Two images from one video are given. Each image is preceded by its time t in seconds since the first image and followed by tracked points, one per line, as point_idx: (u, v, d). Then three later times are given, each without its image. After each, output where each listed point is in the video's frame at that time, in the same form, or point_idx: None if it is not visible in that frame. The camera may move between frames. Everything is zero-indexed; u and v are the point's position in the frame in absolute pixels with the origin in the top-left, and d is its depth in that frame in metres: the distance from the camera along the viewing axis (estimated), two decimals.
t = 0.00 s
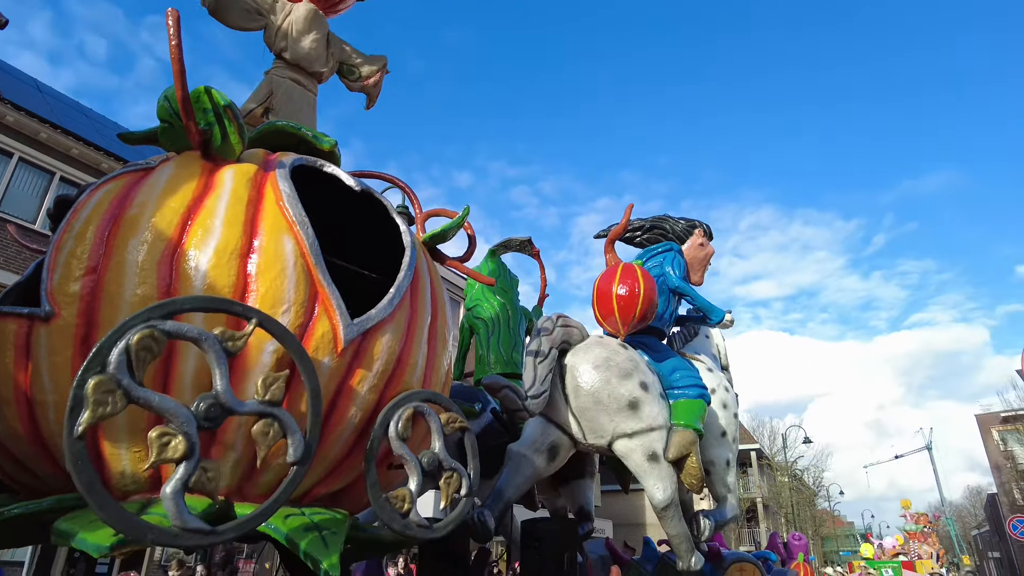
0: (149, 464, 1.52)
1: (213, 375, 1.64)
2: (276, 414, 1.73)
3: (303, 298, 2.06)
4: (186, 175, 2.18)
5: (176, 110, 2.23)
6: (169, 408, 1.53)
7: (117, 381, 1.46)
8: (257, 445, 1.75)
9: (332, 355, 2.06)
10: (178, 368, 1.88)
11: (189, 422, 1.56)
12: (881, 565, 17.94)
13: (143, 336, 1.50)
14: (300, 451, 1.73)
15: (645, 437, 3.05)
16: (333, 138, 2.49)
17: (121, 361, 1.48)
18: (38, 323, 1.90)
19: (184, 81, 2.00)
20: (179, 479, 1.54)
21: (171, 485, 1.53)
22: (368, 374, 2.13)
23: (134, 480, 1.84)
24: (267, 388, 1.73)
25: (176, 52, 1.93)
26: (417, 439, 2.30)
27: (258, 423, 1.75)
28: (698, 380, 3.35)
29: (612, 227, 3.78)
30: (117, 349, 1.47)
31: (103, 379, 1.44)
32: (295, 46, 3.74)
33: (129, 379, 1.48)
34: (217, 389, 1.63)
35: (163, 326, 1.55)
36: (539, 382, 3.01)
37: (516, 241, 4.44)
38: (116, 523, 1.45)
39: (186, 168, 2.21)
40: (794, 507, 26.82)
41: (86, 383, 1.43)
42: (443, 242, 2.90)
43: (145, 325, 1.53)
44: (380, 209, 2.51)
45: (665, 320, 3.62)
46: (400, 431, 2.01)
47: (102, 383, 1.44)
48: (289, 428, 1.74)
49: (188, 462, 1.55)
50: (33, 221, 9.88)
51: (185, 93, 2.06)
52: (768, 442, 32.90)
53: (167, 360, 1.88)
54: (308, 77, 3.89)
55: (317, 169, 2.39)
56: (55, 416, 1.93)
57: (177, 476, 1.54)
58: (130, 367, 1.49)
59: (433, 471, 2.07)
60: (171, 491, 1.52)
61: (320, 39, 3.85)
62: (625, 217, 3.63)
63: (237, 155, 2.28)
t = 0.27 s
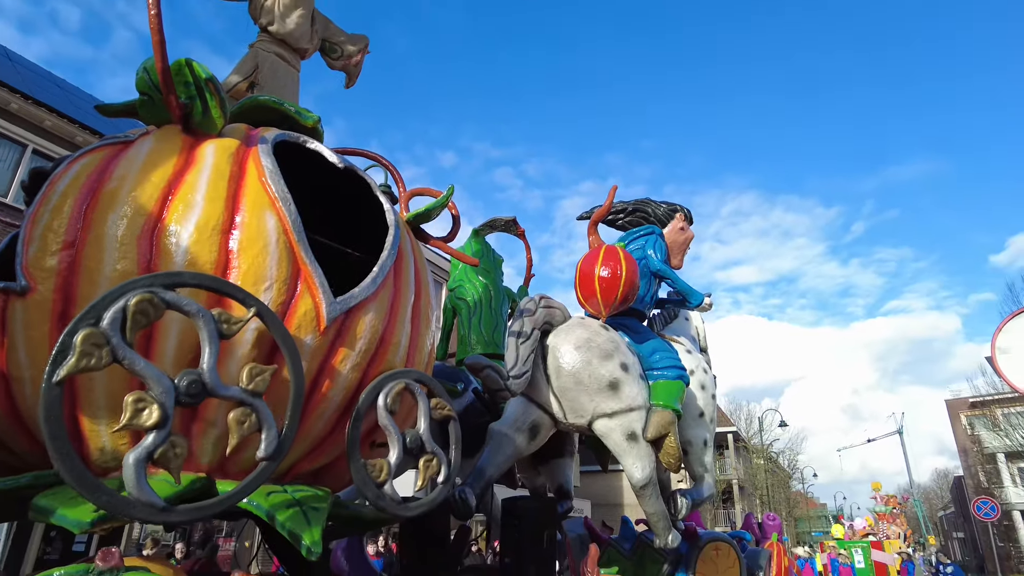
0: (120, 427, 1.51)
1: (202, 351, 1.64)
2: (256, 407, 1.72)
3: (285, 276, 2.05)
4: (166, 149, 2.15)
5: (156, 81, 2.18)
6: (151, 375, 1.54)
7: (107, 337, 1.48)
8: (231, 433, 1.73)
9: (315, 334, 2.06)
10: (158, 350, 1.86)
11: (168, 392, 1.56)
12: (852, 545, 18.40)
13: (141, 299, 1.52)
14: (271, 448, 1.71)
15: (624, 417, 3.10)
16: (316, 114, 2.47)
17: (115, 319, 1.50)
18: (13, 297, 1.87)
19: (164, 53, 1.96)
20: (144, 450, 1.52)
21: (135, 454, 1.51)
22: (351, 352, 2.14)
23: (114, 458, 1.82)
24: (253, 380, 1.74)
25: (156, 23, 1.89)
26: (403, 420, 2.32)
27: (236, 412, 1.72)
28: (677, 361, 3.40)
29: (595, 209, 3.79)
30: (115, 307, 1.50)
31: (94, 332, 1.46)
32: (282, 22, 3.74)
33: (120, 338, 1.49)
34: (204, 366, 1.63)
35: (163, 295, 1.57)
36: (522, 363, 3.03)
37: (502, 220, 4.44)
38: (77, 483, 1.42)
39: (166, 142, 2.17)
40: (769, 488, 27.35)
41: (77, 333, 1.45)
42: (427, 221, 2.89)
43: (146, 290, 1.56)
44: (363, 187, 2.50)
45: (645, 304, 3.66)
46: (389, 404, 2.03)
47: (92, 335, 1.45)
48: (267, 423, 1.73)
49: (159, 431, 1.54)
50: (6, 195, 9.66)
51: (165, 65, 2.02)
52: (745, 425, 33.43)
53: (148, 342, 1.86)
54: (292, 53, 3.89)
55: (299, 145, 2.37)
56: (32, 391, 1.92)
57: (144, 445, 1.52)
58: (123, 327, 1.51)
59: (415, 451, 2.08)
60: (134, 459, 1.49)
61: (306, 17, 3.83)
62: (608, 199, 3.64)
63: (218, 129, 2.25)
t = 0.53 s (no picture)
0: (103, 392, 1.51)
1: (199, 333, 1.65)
2: (241, 403, 1.72)
3: (276, 259, 2.04)
4: (155, 130, 2.13)
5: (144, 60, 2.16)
6: (145, 347, 1.55)
7: (110, 302, 1.50)
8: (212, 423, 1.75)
9: (306, 317, 2.06)
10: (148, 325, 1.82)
11: (158, 367, 1.57)
12: (834, 530, 18.70)
13: (152, 272, 1.55)
14: (247, 446, 1.71)
15: (612, 401, 3.13)
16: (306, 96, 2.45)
17: (122, 287, 1.52)
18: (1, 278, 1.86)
19: (153, 31, 1.94)
20: (121, 420, 1.51)
21: (111, 423, 1.50)
22: (341, 336, 2.14)
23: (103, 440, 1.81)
24: (243, 375, 1.74)
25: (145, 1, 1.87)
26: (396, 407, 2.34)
27: (220, 402, 1.74)
28: (665, 347, 3.42)
29: (586, 195, 3.80)
30: (125, 275, 1.53)
31: (98, 294, 1.48)
32: (276, 6, 3.68)
33: (123, 306, 1.51)
34: (199, 347, 1.63)
35: (174, 273, 1.60)
36: (511, 347, 3.03)
37: (493, 205, 4.44)
38: (55, 448, 1.40)
39: (154, 122, 2.15)
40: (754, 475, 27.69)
41: (82, 293, 1.47)
42: (418, 205, 2.89)
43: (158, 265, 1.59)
44: (354, 170, 2.49)
45: (635, 289, 3.69)
46: (386, 382, 2.07)
47: (96, 297, 1.47)
48: (249, 419, 1.73)
49: (140, 404, 1.54)
50: None
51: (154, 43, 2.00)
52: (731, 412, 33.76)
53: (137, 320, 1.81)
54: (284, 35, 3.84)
55: (289, 127, 2.35)
56: (21, 372, 1.91)
57: (123, 415, 1.51)
58: (128, 296, 1.53)
59: (404, 435, 2.10)
60: (109, 428, 1.49)
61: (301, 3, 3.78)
62: (599, 185, 3.65)
63: (208, 110, 2.23)
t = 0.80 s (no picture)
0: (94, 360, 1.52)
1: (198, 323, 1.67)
2: (226, 400, 1.72)
3: (269, 244, 2.05)
4: (148, 114, 2.12)
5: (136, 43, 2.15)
6: (145, 324, 1.57)
7: (121, 275, 1.53)
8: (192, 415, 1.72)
9: (299, 302, 2.07)
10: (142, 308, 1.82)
11: (153, 347, 1.58)
12: (822, 516, 18.93)
13: (167, 255, 1.59)
14: (223, 444, 1.69)
15: (604, 386, 3.15)
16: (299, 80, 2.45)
17: (135, 263, 1.56)
18: None
19: (145, 15, 1.93)
20: (105, 390, 1.52)
21: (94, 392, 1.51)
22: (335, 321, 2.15)
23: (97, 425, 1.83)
24: (233, 374, 1.75)
25: None
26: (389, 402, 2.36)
27: (205, 396, 1.73)
28: (656, 332, 3.45)
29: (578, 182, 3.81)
30: (140, 251, 1.56)
31: (111, 265, 1.52)
32: None
33: (132, 281, 1.54)
34: (198, 336, 1.65)
35: (187, 262, 1.64)
36: (504, 333, 3.06)
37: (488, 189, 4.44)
38: (33, 405, 1.40)
39: (146, 106, 2.14)
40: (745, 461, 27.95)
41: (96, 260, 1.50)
42: (411, 190, 2.89)
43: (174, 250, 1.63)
44: (347, 154, 2.48)
45: (626, 276, 3.71)
46: (386, 365, 2.12)
47: (108, 267, 1.51)
48: (231, 417, 1.72)
49: (127, 379, 1.54)
50: None
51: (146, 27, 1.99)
52: (723, 399, 34.00)
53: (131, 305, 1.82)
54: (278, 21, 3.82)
55: (282, 112, 2.35)
56: (15, 357, 1.91)
57: (109, 386, 1.53)
58: (140, 273, 1.57)
59: (395, 421, 2.12)
60: (89, 397, 1.50)
61: None
62: (591, 172, 3.66)
63: (201, 95, 2.22)
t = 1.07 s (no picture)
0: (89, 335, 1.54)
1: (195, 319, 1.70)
2: (210, 399, 1.74)
3: (263, 235, 2.06)
4: (141, 105, 2.13)
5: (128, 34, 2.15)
6: (146, 310, 1.59)
7: (134, 258, 1.58)
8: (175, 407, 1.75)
9: (293, 293, 2.09)
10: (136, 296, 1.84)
11: (149, 332, 1.60)
12: (813, 503, 19.15)
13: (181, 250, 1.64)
14: (199, 443, 1.69)
15: (595, 375, 3.19)
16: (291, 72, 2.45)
17: (149, 251, 1.60)
18: None
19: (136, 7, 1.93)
20: (93, 364, 1.53)
21: (82, 364, 1.52)
22: (328, 312, 2.17)
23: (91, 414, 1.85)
24: (222, 375, 1.77)
25: None
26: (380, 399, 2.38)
27: (190, 392, 1.75)
28: (647, 322, 3.49)
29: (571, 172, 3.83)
30: (156, 241, 1.61)
31: (127, 248, 1.56)
32: None
33: (143, 266, 1.58)
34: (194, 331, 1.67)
35: (197, 259, 1.68)
36: (496, 323, 3.07)
37: (483, 176, 4.45)
38: (22, 369, 1.41)
39: (139, 97, 2.15)
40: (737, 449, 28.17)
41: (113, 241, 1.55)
42: (404, 181, 2.90)
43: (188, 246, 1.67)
44: (340, 146, 2.50)
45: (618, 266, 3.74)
46: (385, 355, 2.16)
47: (122, 249, 1.55)
48: (212, 417, 1.72)
49: (118, 358, 1.56)
50: None
51: (138, 19, 2.00)
52: (716, 388, 34.19)
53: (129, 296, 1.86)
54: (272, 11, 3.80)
55: (275, 103, 2.35)
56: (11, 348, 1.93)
57: (99, 362, 1.54)
58: (152, 261, 1.61)
59: (386, 410, 2.14)
60: (77, 368, 1.51)
61: None
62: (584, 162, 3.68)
63: (194, 86, 2.23)
